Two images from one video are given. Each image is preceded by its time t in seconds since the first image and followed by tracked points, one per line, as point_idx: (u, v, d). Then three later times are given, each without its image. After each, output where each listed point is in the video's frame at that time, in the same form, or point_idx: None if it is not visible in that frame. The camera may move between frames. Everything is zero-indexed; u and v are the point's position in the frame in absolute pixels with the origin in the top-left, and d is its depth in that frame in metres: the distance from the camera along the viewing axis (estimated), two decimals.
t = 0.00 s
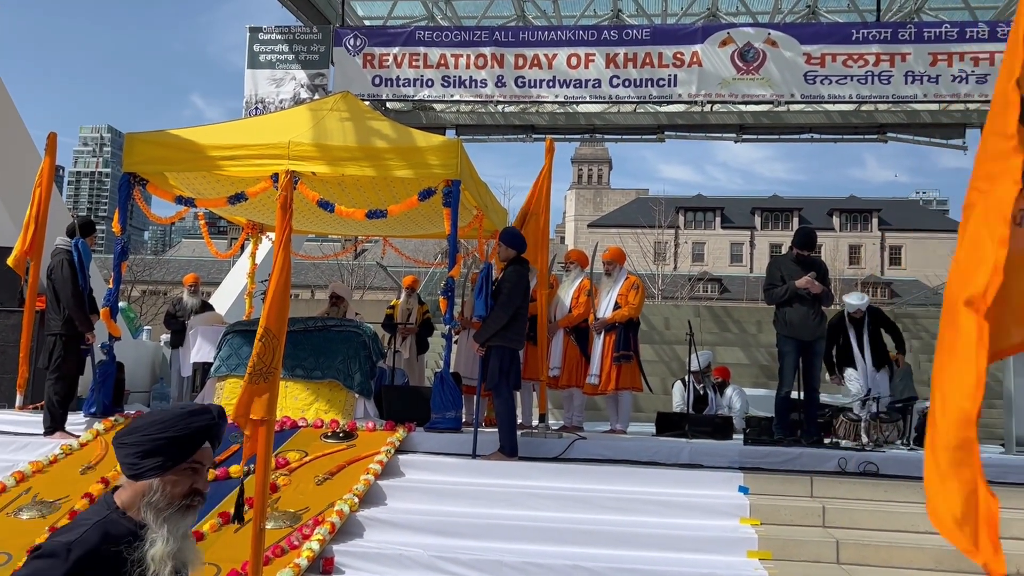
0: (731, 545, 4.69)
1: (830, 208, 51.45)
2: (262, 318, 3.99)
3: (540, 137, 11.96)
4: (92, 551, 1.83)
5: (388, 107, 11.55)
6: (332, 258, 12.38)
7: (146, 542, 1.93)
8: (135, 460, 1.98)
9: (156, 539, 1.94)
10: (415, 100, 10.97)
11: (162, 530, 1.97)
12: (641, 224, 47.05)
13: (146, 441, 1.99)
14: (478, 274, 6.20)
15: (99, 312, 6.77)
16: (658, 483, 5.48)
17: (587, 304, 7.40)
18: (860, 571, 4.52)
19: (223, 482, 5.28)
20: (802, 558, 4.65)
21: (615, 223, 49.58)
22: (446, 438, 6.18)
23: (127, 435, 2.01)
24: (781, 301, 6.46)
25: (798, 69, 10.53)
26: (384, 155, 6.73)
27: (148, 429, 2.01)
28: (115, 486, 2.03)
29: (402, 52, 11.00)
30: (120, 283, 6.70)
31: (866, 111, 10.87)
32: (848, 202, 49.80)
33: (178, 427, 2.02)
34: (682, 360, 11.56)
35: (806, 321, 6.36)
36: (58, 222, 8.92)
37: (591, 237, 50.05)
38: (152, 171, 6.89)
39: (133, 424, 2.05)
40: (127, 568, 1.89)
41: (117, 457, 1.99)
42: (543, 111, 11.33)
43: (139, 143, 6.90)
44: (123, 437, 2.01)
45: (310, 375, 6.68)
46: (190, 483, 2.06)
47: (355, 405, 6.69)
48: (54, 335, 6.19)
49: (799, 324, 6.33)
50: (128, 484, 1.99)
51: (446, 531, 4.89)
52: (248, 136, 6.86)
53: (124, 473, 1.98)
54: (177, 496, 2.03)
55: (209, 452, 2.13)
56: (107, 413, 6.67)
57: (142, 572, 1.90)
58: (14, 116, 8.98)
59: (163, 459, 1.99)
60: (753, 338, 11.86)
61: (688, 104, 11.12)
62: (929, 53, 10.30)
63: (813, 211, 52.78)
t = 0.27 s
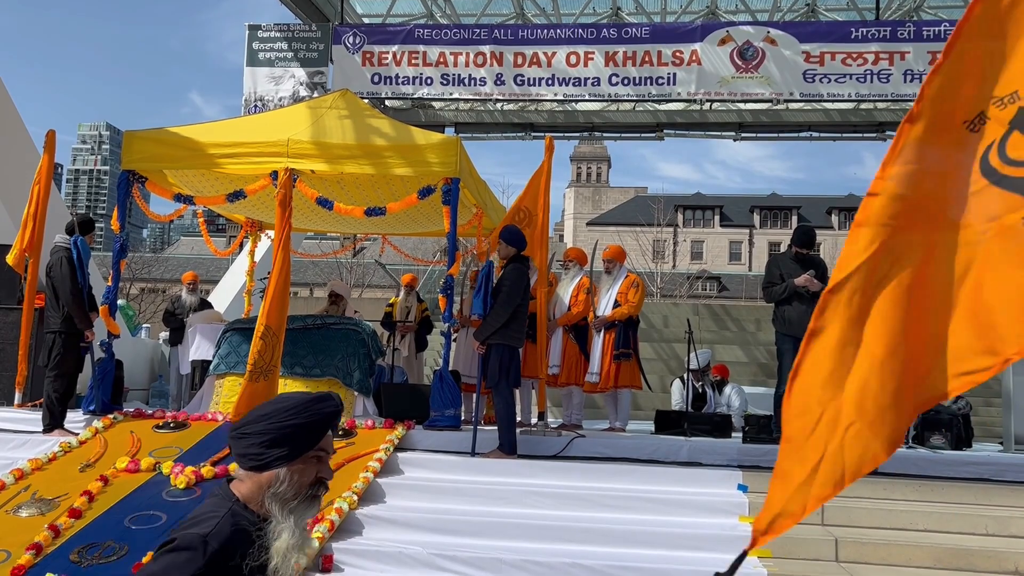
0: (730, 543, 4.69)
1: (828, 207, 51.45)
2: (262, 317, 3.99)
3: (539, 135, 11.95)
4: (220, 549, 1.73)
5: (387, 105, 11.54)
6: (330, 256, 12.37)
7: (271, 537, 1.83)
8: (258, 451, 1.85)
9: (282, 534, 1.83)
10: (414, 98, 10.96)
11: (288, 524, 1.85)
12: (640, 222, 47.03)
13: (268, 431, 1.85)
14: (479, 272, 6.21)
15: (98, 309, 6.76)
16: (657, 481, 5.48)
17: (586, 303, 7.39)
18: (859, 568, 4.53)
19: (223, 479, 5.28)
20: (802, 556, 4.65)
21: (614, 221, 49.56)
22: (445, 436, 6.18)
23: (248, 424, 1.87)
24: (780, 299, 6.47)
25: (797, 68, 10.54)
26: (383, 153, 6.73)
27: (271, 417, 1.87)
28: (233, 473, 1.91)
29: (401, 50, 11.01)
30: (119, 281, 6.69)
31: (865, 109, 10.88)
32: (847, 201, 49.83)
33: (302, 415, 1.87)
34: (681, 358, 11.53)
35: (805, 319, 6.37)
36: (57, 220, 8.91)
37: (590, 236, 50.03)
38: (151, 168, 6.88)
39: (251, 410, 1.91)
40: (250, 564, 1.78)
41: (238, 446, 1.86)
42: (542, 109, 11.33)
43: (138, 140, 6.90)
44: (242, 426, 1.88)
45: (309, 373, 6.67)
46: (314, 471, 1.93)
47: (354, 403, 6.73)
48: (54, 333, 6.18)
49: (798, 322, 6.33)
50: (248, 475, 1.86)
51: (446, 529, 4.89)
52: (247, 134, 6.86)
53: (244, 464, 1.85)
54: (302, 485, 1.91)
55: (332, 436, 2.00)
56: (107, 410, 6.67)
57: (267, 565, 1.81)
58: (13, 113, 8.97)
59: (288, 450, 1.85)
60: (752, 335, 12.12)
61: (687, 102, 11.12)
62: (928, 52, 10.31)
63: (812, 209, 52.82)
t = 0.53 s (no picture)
0: (729, 541, 4.69)
1: (828, 205, 51.45)
2: (262, 314, 3.99)
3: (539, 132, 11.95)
4: (375, 558, 1.69)
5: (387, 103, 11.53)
6: (330, 253, 12.35)
7: (418, 551, 1.78)
8: (404, 461, 1.82)
9: (430, 548, 1.78)
10: (414, 96, 10.95)
11: (434, 537, 1.80)
12: (640, 220, 47.05)
13: (414, 441, 1.83)
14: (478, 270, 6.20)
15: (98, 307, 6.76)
16: (658, 479, 5.49)
17: (586, 300, 7.38)
18: (858, 566, 4.53)
19: (222, 477, 5.27)
20: (801, 553, 4.66)
21: (614, 219, 49.56)
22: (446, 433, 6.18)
23: (393, 435, 1.85)
24: (780, 297, 6.44)
25: (797, 65, 10.53)
26: (383, 151, 6.73)
27: (418, 427, 1.84)
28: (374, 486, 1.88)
29: (401, 48, 11.00)
30: (119, 278, 6.69)
31: (865, 107, 10.88)
32: (847, 199, 49.84)
33: (447, 426, 1.84)
34: (680, 356, 11.53)
35: (805, 317, 6.37)
36: (57, 218, 8.91)
37: (589, 234, 50.03)
38: (151, 166, 6.88)
39: (392, 423, 1.89)
40: None
41: (381, 458, 1.84)
42: (542, 107, 11.33)
43: (138, 138, 6.89)
44: (383, 439, 1.86)
45: (309, 370, 6.67)
46: (459, 485, 1.88)
47: (353, 400, 6.72)
48: (54, 330, 6.18)
49: (798, 319, 6.34)
50: (392, 486, 1.83)
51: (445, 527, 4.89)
52: (247, 131, 6.86)
53: (390, 474, 1.82)
54: (447, 499, 1.85)
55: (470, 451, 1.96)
56: (106, 408, 6.66)
57: None
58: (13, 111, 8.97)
59: (435, 461, 1.82)
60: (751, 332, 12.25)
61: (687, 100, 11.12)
62: (928, 50, 10.30)
63: (811, 207, 52.82)
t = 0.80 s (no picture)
0: (729, 539, 4.69)
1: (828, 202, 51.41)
2: (263, 312, 3.98)
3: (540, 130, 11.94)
4: (532, 553, 1.61)
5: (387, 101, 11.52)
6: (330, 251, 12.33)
7: (572, 547, 1.69)
8: (561, 456, 1.71)
9: (585, 545, 1.69)
10: (414, 94, 10.95)
11: (588, 534, 1.71)
12: (640, 218, 47.03)
13: (569, 437, 1.71)
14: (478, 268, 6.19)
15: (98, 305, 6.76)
16: (657, 477, 5.48)
17: (586, 298, 7.38)
18: (858, 564, 4.53)
19: (223, 475, 5.28)
20: (800, 551, 4.66)
21: (614, 216, 49.52)
22: (446, 431, 6.18)
23: (548, 426, 1.74)
24: (781, 295, 6.44)
25: (797, 63, 10.53)
26: (383, 149, 6.73)
27: (575, 421, 1.72)
28: (525, 476, 1.79)
29: (402, 46, 10.99)
30: (119, 276, 6.68)
31: (865, 104, 10.87)
32: (847, 197, 49.83)
33: (605, 421, 1.72)
34: (681, 354, 11.53)
35: (805, 314, 6.37)
36: (57, 215, 8.90)
37: (590, 231, 50.00)
38: (151, 164, 6.88)
39: (545, 413, 1.78)
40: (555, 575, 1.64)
41: (535, 451, 1.74)
42: (542, 104, 11.32)
43: (138, 135, 6.88)
44: (537, 432, 1.75)
45: (309, 368, 6.67)
46: (614, 480, 1.78)
47: (353, 399, 6.72)
48: (54, 328, 6.18)
49: (798, 317, 6.34)
50: (546, 479, 1.73)
51: (446, 525, 4.89)
52: (247, 129, 6.85)
53: (546, 468, 1.72)
54: (603, 493, 1.75)
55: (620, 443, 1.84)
56: (106, 406, 6.66)
57: None
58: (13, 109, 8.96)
59: (593, 456, 1.71)
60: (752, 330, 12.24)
61: (688, 97, 11.11)
62: (929, 47, 10.29)
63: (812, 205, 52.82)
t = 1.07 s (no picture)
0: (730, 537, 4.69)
1: (830, 200, 51.37)
2: (263, 310, 3.98)
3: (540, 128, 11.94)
4: None
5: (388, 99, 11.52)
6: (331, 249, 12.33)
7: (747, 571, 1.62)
8: (731, 476, 1.63)
9: (761, 572, 1.62)
10: (415, 92, 10.95)
11: (760, 558, 1.64)
12: (641, 216, 47.02)
13: (741, 455, 1.63)
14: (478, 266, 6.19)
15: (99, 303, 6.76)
16: (658, 474, 5.49)
17: (586, 296, 7.38)
18: (859, 562, 4.53)
19: (224, 473, 5.28)
20: (801, 549, 4.66)
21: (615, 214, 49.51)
22: (446, 429, 6.18)
23: (717, 445, 1.65)
24: (782, 293, 6.44)
25: (798, 61, 10.52)
26: (384, 147, 6.73)
27: (747, 439, 1.63)
28: (687, 496, 1.70)
29: (402, 44, 10.99)
30: (120, 275, 6.69)
31: (866, 102, 10.86)
32: (848, 195, 49.81)
33: (776, 439, 1.64)
34: (682, 351, 11.53)
35: (806, 313, 6.37)
36: (57, 214, 8.90)
37: (591, 229, 49.99)
38: (152, 162, 6.88)
39: (705, 429, 1.70)
40: None
41: (700, 470, 1.65)
42: (543, 102, 11.32)
43: (139, 134, 6.89)
44: (701, 449, 1.67)
45: (310, 367, 6.67)
46: (783, 500, 1.69)
47: (354, 397, 6.72)
48: (54, 326, 6.18)
49: (799, 315, 6.34)
50: (714, 501, 1.65)
51: (446, 523, 4.90)
52: (248, 127, 6.85)
53: (713, 489, 1.64)
54: (773, 514, 1.68)
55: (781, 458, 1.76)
56: (107, 404, 6.67)
57: None
58: (14, 108, 8.97)
59: (765, 477, 1.63)
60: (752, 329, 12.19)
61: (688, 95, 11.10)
62: (930, 45, 10.28)
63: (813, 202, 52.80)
